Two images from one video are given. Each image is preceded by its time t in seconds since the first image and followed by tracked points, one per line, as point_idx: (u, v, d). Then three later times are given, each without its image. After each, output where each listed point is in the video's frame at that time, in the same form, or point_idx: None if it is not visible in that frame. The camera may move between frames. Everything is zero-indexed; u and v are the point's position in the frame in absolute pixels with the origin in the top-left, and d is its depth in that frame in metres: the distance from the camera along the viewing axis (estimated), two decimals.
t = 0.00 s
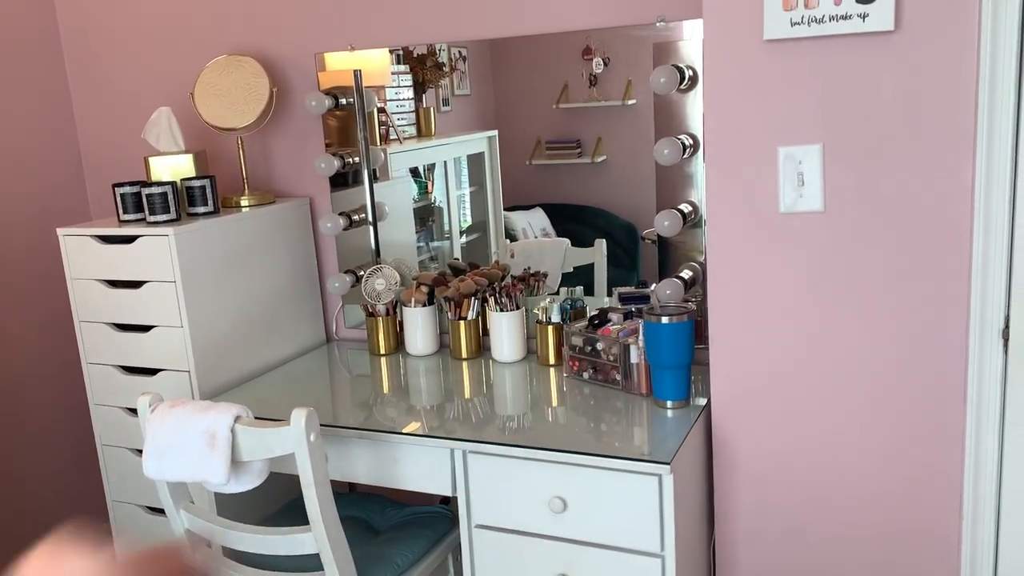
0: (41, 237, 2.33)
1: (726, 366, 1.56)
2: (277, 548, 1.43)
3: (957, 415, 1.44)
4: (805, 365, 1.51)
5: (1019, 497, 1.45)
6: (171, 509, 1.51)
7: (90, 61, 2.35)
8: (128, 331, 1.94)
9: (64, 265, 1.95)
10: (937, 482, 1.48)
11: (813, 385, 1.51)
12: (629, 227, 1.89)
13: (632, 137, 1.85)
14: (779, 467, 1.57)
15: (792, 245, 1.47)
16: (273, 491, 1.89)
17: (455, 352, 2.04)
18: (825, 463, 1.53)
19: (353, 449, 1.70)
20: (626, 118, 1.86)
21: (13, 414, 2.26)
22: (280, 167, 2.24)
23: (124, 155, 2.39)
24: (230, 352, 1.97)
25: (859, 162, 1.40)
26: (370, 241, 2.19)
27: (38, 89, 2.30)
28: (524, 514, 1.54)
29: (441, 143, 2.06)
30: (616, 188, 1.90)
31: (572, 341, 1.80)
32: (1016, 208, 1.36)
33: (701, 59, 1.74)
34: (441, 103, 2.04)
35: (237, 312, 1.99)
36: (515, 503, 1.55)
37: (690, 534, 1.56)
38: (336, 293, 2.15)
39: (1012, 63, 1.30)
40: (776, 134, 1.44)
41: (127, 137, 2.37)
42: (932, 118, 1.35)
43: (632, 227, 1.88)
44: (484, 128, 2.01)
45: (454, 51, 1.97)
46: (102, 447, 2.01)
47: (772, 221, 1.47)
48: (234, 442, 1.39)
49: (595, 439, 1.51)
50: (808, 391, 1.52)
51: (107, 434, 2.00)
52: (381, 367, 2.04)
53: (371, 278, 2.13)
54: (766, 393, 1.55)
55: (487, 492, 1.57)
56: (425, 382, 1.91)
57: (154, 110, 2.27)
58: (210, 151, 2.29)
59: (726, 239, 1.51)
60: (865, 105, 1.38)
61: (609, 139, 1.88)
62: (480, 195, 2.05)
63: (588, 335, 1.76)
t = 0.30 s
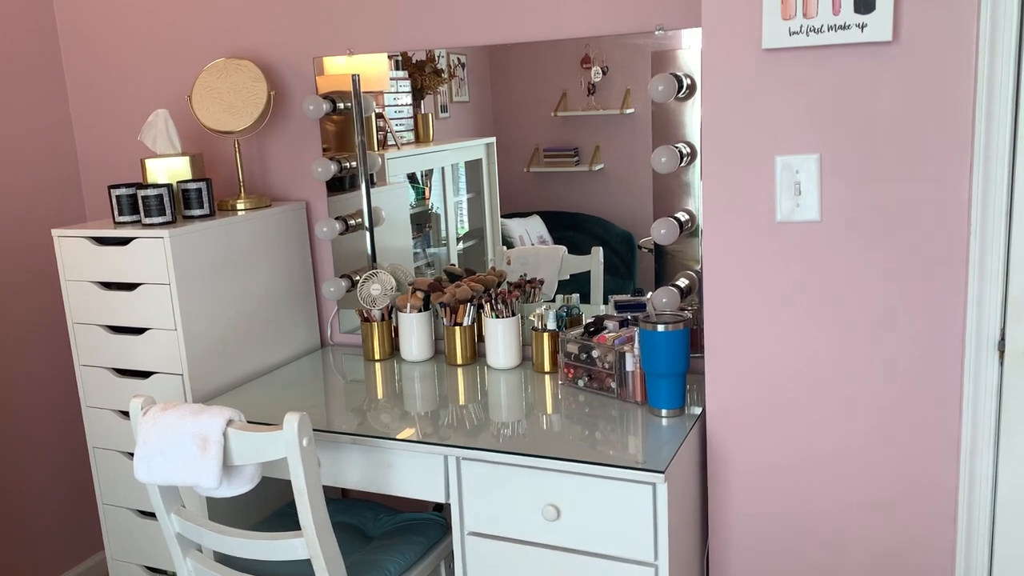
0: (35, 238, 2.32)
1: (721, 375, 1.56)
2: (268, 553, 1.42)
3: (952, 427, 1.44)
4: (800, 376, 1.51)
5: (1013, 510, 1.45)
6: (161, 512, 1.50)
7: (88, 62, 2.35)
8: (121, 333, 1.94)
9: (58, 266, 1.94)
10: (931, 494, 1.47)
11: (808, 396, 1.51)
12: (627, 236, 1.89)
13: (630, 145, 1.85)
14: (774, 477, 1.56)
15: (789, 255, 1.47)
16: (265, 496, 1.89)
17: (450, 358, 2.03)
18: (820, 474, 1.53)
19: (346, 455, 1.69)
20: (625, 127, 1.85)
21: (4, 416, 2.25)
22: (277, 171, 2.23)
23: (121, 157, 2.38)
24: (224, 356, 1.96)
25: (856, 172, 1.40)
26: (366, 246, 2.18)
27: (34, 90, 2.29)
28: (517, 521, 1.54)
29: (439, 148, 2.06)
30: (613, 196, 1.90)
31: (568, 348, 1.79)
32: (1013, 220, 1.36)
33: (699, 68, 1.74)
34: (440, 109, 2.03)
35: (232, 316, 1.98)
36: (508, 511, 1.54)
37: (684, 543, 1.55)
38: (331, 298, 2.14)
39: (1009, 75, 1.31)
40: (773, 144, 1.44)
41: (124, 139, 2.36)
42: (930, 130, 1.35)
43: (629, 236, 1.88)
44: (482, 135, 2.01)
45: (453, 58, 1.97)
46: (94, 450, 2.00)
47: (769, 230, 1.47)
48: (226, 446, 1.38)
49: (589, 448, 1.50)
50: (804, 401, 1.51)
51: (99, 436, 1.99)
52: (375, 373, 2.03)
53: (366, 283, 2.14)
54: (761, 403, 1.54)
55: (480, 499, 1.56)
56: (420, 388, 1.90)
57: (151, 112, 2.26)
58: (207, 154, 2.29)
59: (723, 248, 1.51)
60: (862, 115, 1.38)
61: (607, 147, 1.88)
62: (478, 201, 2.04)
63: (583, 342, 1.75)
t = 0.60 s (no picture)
0: (34, 242, 2.32)
1: (720, 381, 1.56)
2: (265, 558, 1.42)
3: (950, 434, 1.44)
4: (799, 383, 1.51)
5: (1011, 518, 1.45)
6: (159, 516, 1.50)
7: (88, 66, 2.35)
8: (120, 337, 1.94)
9: (58, 270, 1.94)
10: (930, 502, 1.47)
11: (807, 403, 1.51)
12: (626, 242, 1.89)
13: (630, 152, 1.85)
14: (772, 484, 1.56)
15: (788, 262, 1.47)
16: (262, 500, 1.88)
17: (449, 363, 2.03)
18: (818, 481, 1.53)
19: (344, 459, 1.69)
20: (624, 133, 1.86)
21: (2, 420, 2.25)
22: (277, 175, 2.23)
23: (121, 161, 2.38)
24: (222, 360, 1.96)
25: (855, 179, 1.41)
26: (366, 251, 2.18)
27: (34, 94, 2.30)
28: (515, 527, 1.53)
29: (439, 154, 2.06)
30: (612, 202, 1.90)
31: (566, 353, 1.80)
32: (1010, 227, 1.37)
33: (698, 75, 1.74)
34: (440, 115, 2.04)
35: (231, 319, 1.98)
36: (506, 516, 1.54)
37: (682, 550, 1.55)
38: (330, 302, 2.14)
39: (1007, 84, 1.32)
40: (772, 150, 1.44)
41: (124, 142, 2.36)
42: (928, 138, 1.36)
43: (628, 242, 1.88)
44: (483, 140, 2.01)
45: (453, 63, 1.97)
46: (92, 453, 2.00)
47: (768, 237, 1.47)
48: (224, 449, 1.38)
49: (587, 454, 1.50)
50: (802, 408, 1.51)
51: (97, 440, 1.99)
52: (374, 378, 2.03)
53: (366, 288, 2.14)
54: (759, 410, 1.54)
55: (478, 504, 1.56)
56: (418, 393, 1.90)
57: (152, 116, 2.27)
58: (208, 158, 2.29)
59: (722, 255, 1.51)
60: (861, 122, 1.39)
61: (606, 153, 1.89)
62: (477, 207, 2.05)
63: (581, 348, 1.75)
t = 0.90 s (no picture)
0: (31, 247, 2.32)
1: (717, 386, 1.56)
2: (262, 562, 1.41)
3: (947, 438, 1.44)
4: (796, 386, 1.51)
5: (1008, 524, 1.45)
6: (155, 521, 1.50)
7: (85, 70, 2.36)
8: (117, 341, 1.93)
9: (55, 275, 1.94)
10: (927, 505, 1.47)
11: (804, 406, 1.51)
12: (623, 245, 1.90)
13: (627, 155, 1.86)
14: (770, 488, 1.56)
15: (785, 265, 1.47)
16: (259, 505, 1.88)
17: (446, 367, 2.03)
18: (816, 485, 1.53)
19: (342, 464, 1.69)
20: (621, 136, 1.86)
21: None
22: (274, 179, 2.23)
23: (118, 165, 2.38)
24: (219, 364, 1.96)
25: (851, 182, 1.41)
26: (363, 255, 2.18)
27: (32, 98, 2.30)
28: (513, 531, 1.53)
29: (436, 158, 2.07)
30: (609, 205, 1.90)
31: (563, 357, 1.79)
32: (1005, 231, 1.39)
33: (695, 79, 1.75)
34: (438, 119, 2.04)
35: (228, 324, 1.98)
36: (504, 520, 1.54)
37: (680, 553, 1.55)
38: (327, 306, 2.14)
39: (1002, 89, 1.33)
40: (769, 154, 1.44)
41: (121, 147, 2.36)
42: (924, 142, 1.36)
43: (625, 246, 1.89)
44: (480, 144, 2.01)
45: (451, 67, 1.97)
46: (88, 458, 1.99)
47: (765, 240, 1.48)
48: (221, 454, 1.38)
49: (585, 457, 1.50)
50: (800, 411, 1.51)
51: (94, 445, 1.98)
52: (371, 382, 2.02)
53: (363, 293, 2.13)
54: (757, 414, 1.54)
55: (476, 509, 1.56)
56: (416, 397, 1.90)
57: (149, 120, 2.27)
58: (205, 162, 2.29)
59: (718, 259, 1.51)
60: (857, 126, 1.39)
61: (603, 157, 1.89)
62: (474, 210, 2.05)
63: (579, 352, 1.75)
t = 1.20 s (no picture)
0: (17, 249, 2.30)
1: (707, 386, 1.56)
2: (250, 565, 1.41)
3: (935, 437, 1.45)
4: (785, 386, 1.51)
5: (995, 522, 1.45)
6: (143, 524, 1.49)
7: (72, 71, 2.34)
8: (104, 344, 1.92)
9: (41, 277, 1.93)
10: (915, 504, 1.48)
11: (793, 406, 1.51)
12: (614, 245, 1.89)
13: (616, 156, 1.86)
14: (759, 488, 1.56)
15: (773, 265, 1.48)
16: (248, 507, 1.87)
17: (436, 368, 2.03)
18: (805, 484, 1.53)
19: (331, 466, 1.68)
20: (611, 137, 1.86)
21: None
22: (262, 180, 2.23)
23: (105, 167, 2.37)
24: (208, 366, 1.95)
25: (838, 183, 1.41)
26: (352, 256, 2.18)
27: (18, 99, 2.28)
28: (503, 533, 1.53)
29: (426, 159, 2.06)
30: (599, 206, 1.90)
31: (553, 357, 1.79)
32: (991, 234, 1.38)
33: (684, 79, 1.75)
34: (427, 119, 2.04)
35: (216, 326, 1.97)
36: (494, 522, 1.53)
37: (670, 553, 1.55)
38: (316, 307, 2.13)
39: (987, 90, 1.33)
40: (757, 154, 1.45)
41: (107, 148, 2.35)
42: (911, 142, 1.36)
43: (615, 247, 1.89)
44: (470, 145, 2.01)
45: (440, 68, 1.97)
46: (75, 461, 1.98)
47: (753, 240, 1.48)
48: (209, 457, 1.37)
49: (575, 458, 1.50)
50: (789, 411, 1.52)
51: (81, 448, 1.97)
52: (360, 384, 2.02)
53: (352, 294, 2.12)
54: (746, 413, 1.55)
55: (466, 510, 1.56)
56: (405, 399, 1.89)
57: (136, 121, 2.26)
58: (193, 163, 2.28)
59: (707, 259, 1.51)
60: (844, 126, 1.39)
61: (593, 158, 1.89)
62: (464, 211, 2.05)
63: (568, 352, 1.76)
